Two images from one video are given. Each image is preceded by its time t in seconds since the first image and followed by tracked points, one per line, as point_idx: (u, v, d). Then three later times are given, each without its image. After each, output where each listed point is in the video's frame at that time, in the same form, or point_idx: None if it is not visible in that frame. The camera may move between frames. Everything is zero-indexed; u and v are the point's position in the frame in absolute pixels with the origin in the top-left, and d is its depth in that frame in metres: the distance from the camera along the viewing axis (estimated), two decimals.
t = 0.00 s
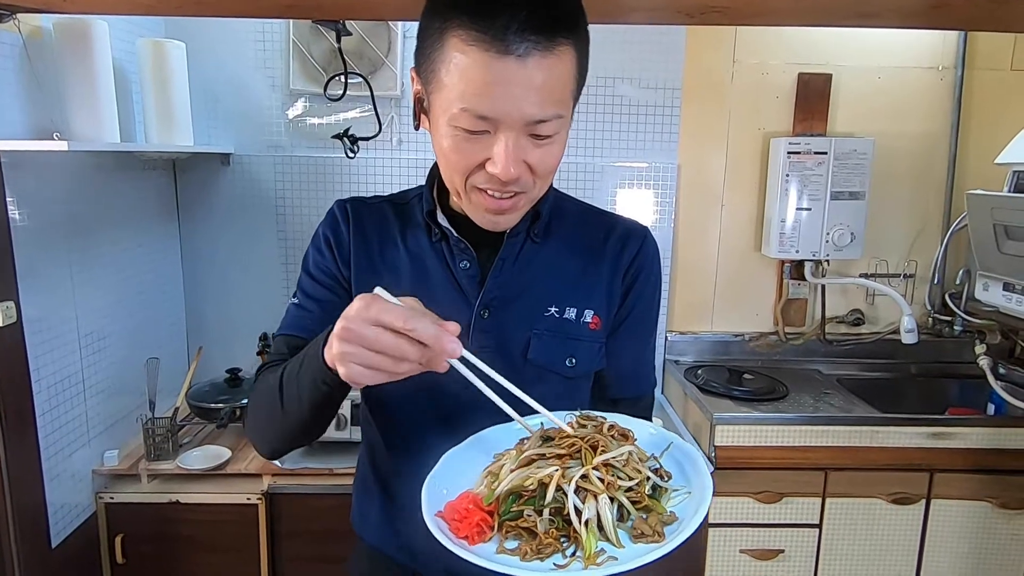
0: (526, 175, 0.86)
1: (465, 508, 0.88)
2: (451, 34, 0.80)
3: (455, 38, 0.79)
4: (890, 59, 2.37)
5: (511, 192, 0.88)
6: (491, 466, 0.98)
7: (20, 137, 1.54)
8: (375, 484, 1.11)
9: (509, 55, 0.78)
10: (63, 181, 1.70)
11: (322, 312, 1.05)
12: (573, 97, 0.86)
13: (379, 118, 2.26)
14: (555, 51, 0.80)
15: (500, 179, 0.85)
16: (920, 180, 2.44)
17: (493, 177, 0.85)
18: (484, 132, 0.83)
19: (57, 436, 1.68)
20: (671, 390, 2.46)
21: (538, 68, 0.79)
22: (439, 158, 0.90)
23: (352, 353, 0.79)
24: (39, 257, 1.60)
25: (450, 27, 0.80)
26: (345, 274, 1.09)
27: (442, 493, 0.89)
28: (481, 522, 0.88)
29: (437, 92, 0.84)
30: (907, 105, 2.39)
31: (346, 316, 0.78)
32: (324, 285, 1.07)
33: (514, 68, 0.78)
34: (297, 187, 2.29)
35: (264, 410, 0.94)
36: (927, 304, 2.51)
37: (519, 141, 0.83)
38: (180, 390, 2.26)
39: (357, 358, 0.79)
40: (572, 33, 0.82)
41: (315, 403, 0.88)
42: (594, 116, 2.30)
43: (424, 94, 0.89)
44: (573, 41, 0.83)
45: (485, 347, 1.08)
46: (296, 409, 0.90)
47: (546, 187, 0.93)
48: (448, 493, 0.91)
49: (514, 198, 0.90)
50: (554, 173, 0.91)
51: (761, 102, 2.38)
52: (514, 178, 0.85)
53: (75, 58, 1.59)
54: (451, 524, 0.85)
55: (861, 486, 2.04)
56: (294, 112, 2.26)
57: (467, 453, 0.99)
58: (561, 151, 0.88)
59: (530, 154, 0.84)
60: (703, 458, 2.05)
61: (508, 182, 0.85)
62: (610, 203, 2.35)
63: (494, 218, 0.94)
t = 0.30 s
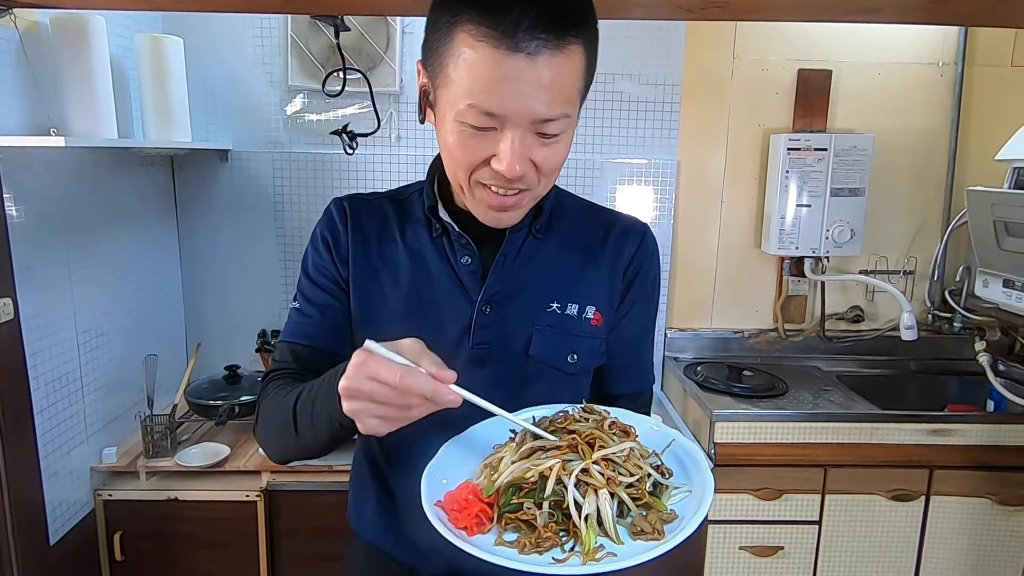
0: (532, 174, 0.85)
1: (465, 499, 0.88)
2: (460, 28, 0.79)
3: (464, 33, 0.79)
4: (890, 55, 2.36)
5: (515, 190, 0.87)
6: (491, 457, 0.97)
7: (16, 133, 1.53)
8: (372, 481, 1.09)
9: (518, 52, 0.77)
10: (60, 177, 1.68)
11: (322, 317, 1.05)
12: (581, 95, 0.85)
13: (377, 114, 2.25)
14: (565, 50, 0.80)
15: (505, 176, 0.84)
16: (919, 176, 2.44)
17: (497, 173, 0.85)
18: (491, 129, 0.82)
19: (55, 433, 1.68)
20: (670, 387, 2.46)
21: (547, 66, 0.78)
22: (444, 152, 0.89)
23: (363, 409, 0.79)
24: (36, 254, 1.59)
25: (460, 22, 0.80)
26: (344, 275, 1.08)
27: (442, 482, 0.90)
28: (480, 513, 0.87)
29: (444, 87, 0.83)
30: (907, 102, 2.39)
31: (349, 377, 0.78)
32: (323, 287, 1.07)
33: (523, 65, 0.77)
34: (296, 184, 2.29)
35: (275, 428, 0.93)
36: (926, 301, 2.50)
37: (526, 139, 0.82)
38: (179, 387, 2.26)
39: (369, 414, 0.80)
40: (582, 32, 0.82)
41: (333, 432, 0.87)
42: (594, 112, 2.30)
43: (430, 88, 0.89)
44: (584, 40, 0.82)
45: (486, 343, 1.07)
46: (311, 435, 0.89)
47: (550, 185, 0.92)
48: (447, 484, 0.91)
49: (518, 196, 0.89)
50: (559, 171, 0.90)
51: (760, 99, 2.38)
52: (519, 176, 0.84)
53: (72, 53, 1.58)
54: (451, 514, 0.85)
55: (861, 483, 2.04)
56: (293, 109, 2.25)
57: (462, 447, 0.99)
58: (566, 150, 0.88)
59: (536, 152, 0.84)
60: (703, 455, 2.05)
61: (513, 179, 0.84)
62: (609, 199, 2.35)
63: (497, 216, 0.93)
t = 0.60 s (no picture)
0: (524, 166, 0.85)
1: (457, 495, 0.88)
2: (448, 22, 0.79)
3: (452, 28, 0.78)
4: (891, 53, 2.36)
5: (508, 183, 0.87)
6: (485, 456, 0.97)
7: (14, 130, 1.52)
8: (372, 482, 1.10)
9: (506, 44, 0.77)
10: (59, 175, 1.68)
11: (319, 318, 1.05)
12: (572, 87, 0.85)
13: (377, 111, 2.24)
14: (553, 41, 0.79)
15: (497, 170, 0.84)
16: (919, 174, 2.44)
17: (489, 167, 0.84)
18: (482, 123, 0.82)
19: (54, 431, 1.67)
20: (670, 385, 2.46)
21: (535, 58, 0.78)
22: (436, 148, 0.89)
23: (353, 450, 0.82)
24: (34, 252, 1.59)
25: (448, 16, 0.79)
26: (341, 275, 1.08)
27: (435, 480, 0.90)
28: (473, 509, 0.88)
29: (434, 82, 0.83)
30: (907, 100, 2.38)
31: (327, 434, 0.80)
32: (320, 287, 1.06)
33: (511, 57, 0.77)
34: (296, 181, 2.28)
35: (268, 431, 0.93)
36: (926, 300, 2.50)
37: (517, 131, 0.82)
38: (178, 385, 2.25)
39: (361, 452, 0.83)
40: (571, 24, 0.81)
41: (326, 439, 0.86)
42: (593, 111, 2.29)
43: (421, 84, 0.88)
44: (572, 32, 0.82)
45: (484, 341, 1.07)
46: (305, 440, 0.88)
47: (543, 177, 0.92)
48: (441, 481, 0.91)
49: (511, 189, 0.89)
50: (552, 163, 0.90)
51: (761, 97, 2.37)
52: (511, 169, 0.84)
53: (71, 50, 1.57)
54: (443, 512, 0.85)
55: (860, 482, 2.04)
56: (292, 106, 2.24)
57: (456, 446, 0.99)
58: (558, 142, 0.87)
59: (527, 145, 0.83)
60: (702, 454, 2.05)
61: (505, 173, 0.84)
62: (610, 198, 2.34)
63: (491, 210, 0.93)
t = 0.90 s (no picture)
0: (520, 170, 0.85)
1: (457, 478, 0.88)
2: (443, 28, 0.78)
3: (447, 33, 0.78)
4: (893, 55, 2.35)
5: (505, 186, 0.87)
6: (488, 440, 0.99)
7: (15, 128, 1.52)
8: (373, 480, 1.10)
9: (500, 50, 0.76)
10: (59, 173, 1.68)
11: (319, 301, 1.04)
12: (568, 90, 0.84)
13: (379, 111, 2.24)
14: (548, 46, 0.79)
15: (493, 174, 0.84)
16: (921, 176, 2.44)
17: (486, 172, 0.84)
18: (478, 128, 0.81)
19: (54, 430, 1.67)
20: (670, 385, 2.46)
21: (529, 63, 0.77)
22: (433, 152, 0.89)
23: (370, 364, 0.77)
24: (34, 250, 1.58)
25: (442, 22, 0.79)
26: (344, 265, 1.08)
27: (436, 464, 0.90)
28: (471, 494, 0.87)
29: (429, 87, 0.82)
30: (909, 103, 2.38)
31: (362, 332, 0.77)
32: (320, 273, 1.06)
33: (505, 63, 0.77)
34: (296, 180, 2.28)
35: (263, 406, 0.92)
36: (927, 302, 2.50)
37: (513, 136, 0.82)
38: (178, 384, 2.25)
39: (374, 371, 0.78)
40: (566, 27, 0.81)
41: (317, 410, 0.86)
42: (595, 111, 2.29)
43: (418, 88, 0.88)
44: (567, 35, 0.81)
45: (484, 339, 1.07)
46: (295, 412, 0.88)
47: (540, 180, 0.92)
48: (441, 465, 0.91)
49: (508, 192, 0.88)
50: (550, 166, 0.90)
51: (763, 98, 2.37)
52: (508, 173, 0.83)
53: (73, 48, 1.57)
54: (441, 494, 0.85)
55: (861, 484, 2.04)
56: (294, 105, 2.24)
57: (457, 432, 0.98)
58: (554, 145, 0.87)
59: (523, 149, 0.83)
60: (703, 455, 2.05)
61: (502, 177, 0.84)
62: (611, 198, 2.34)
63: (488, 213, 0.93)
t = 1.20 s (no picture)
0: (531, 171, 0.84)
1: (483, 488, 0.87)
2: (459, 27, 0.78)
3: (462, 32, 0.78)
4: (896, 58, 2.35)
5: (515, 187, 0.87)
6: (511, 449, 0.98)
7: (17, 128, 1.51)
8: (374, 481, 1.09)
9: (517, 50, 0.76)
10: (61, 173, 1.67)
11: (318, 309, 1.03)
12: (580, 92, 0.84)
13: (381, 112, 2.24)
14: (563, 47, 0.78)
15: (504, 175, 0.83)
16: (924, 179, 2.43)
17: (497, 172, 0.84)
18: (490, 127, 0.81)
19: (54, 430, 1.67)
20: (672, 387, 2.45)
21: (545, 64, 0.77)
22: (443, 151, 0.88)
23: (337, 324, 0.77)
24: (34, 249, 1.58)
25: (458, 20, 0.78)
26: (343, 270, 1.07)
27: (457, 471, 0.88)
28: (497, 505, 0.86)
29: (443, 86, 0.82)
30: (911, 106, 2.38)
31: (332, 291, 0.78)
32: (320, 280, 1.05)
33: (521, 63, 0.76)
34: (297, 180, 2.28)
35: (257, 404, 0.94)
36: (929, 305, 2.50)
37: (525, 136, 0.81)
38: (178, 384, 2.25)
39: (343, 331, 0.78)
40: (582, 29, 0.81)
41: (304, 394, 0.87)
42: (597, 113, 2.29)
43: (430, 87, 0.88)
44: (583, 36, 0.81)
45: (487, 342, 1.06)
46: (286, 401, 0.89)
47: (550, 182, 0.91)
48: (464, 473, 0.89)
49: (518, 193, 0.88)
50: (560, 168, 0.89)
51: (765, 101, 2.37)
52: (518, 174, 0.83)
53: (75, 49, 1.56)
54: (467, 505, 0.83)
55: (862, 487, 2.03)
56: (296, 106, 2.24)
57: (476, 437, 0.97)
58: (566, 147, 0.87)
59: (535, 150, 0.83)
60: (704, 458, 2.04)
61: (513, 178, 0.84)
62: (612, 200, 2.34)
63: (496, 214, 0.92)
